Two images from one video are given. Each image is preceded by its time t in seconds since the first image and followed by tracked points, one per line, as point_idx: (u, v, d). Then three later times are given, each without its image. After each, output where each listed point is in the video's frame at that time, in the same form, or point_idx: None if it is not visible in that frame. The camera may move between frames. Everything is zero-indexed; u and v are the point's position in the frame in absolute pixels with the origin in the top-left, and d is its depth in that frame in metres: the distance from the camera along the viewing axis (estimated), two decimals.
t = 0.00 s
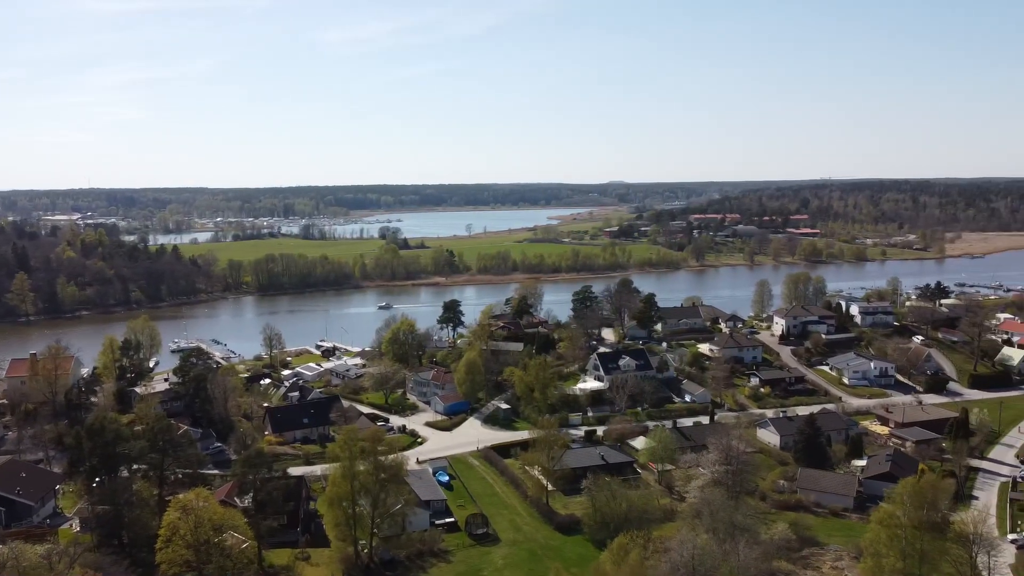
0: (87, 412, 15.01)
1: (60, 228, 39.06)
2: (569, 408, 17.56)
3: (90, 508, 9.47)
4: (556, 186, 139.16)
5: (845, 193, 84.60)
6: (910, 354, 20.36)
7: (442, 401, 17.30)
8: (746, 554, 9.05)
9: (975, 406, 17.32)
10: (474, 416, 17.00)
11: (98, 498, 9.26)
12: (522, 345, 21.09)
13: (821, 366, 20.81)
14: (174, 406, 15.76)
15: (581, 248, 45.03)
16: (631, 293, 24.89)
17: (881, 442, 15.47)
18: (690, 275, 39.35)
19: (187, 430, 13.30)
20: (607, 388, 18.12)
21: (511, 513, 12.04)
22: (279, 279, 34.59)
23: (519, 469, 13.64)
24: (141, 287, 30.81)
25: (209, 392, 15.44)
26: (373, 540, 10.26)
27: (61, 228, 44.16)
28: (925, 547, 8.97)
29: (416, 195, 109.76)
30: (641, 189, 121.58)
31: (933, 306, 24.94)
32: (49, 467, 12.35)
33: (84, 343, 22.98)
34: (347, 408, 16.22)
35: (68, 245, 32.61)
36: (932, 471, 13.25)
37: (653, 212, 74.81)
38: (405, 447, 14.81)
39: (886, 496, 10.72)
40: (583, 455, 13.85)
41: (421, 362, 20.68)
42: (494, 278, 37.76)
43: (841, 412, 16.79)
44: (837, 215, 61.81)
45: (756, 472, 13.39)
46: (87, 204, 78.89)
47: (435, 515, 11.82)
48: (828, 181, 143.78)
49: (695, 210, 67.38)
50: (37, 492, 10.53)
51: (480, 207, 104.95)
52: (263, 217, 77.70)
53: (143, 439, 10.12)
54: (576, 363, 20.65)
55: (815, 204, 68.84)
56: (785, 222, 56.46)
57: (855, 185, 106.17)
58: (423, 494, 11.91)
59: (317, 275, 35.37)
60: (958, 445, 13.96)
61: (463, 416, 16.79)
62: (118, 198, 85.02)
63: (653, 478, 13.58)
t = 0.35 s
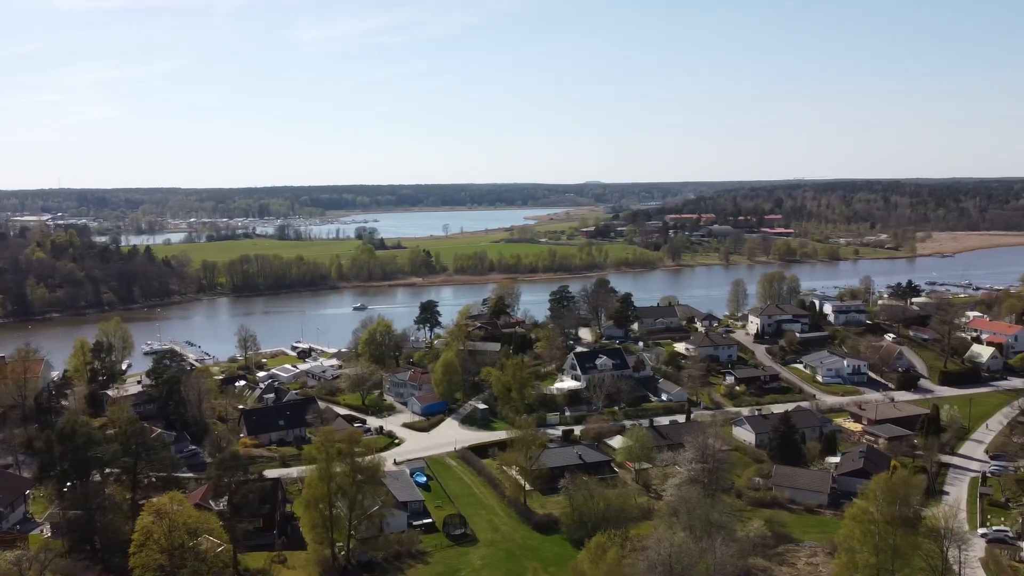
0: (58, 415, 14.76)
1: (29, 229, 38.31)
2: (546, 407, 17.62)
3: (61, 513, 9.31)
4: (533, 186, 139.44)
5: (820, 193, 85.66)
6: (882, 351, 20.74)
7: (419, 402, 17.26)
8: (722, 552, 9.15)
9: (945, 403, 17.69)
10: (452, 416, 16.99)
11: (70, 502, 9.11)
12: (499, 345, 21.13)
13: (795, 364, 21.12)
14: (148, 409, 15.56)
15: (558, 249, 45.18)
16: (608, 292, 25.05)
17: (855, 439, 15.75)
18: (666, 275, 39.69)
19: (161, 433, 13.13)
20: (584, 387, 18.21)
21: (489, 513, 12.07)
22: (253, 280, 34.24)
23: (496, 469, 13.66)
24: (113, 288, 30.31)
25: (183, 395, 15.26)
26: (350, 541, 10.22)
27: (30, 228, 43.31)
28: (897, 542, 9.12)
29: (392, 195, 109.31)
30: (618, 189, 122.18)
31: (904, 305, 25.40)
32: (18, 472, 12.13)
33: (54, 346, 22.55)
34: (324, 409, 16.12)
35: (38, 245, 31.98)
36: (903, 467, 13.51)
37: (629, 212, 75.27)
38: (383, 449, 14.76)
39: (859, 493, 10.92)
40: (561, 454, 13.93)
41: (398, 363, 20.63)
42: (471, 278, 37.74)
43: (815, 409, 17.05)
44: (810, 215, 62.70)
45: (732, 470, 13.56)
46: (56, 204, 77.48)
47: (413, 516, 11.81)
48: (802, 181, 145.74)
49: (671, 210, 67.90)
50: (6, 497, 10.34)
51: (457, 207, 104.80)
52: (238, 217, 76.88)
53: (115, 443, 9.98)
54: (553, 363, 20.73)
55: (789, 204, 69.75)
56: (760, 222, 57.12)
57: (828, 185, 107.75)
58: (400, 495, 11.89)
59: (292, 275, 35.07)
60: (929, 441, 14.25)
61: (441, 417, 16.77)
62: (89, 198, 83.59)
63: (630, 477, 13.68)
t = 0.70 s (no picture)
0: (27, 419, 14.50)
1: None
2: (524, 407, 17.67)
3: (30, 519, 9.17)
4: (509, 186, 139.49)
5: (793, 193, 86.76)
6: (854, 349, 21.09)
7: (396, 403, 17.21)
8: (698, 549, 9.26)
9: (915, 400, 18.05)
10: (429, 417, 16.97)
11: (40, 507, 8.98)
12: (476, 345, 21.15)
13: (769, 363, 21.40)
14: (120, 412, 15.35)
15: (535, 249, 45.27)
16: (585, 292, 25.20)
17: (828, 436, 16.02)
18: (643, 275, 39.96)
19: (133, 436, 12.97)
20: (562, 387, 18.30)
21: (467, 514, 12.08)
22: (228, 281, 33.86)
23: (474, 470, 13.68)
24: (83, 290, 29.82)
25: (156, 397, 15.09)
26: (327, 544, 10.17)
27: None
28: (870, 537, 9.25)
29: (368, 195, 108.71)
30: (594, 189, 122.72)
31: (875, 303, 25.84)
32: None
33: (23, 349, 22.13)
34: (300, 411, 16.01)
35: (5, 246, 31.34)
36: (875, 463, 13.77)
37: (605, 212, 75.64)
38: (359, 450, 14.71)
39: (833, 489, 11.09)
40: (538, 454, 13.98)
41: (374, 364, 20.56)
42: (448, 278, 37.68)
43: (789, 407, 17.30)
44: (784, 215, 63.50)
45: (708, 468, 13.72)
46: (23, 204, 75.95)
47: (390, 517, 11.80)
48: (775, 181, 147.45)
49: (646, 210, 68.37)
50: None
51: (433, 207, 104.52)
52: (211, 218, 75.96)
53: (87, 446, 9.84)
54: (530, 363, 20.80)
55: (762, 204, 70.59)
56: (734, 222, 57.74)
57: (802, 185, 109.16)
58: (377, 497, 11.86)
59: (267, 276, 34.76)
60: (901, 437, 14.56)
61: (418, 418, 16.76)
62: (57, 199, 82.01)
63: (607, 476, 13.78)
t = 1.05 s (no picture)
0: None
1: None
2: (502, 407, 17.70)
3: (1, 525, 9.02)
4: (487, 186, 139.40)
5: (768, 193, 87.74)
6: (829, 348, 21.41)
7: (374, 404, 17.15)
8: (675, 548, 9.35)
9: (889, 397, 18.37)
10: (407, 418, 16.93)
11: (11, 513, 8.83)
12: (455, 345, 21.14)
13: (745, 361, 21.65)
14: (92, 415, 15.12)
15: (513, 249, 45.32)
16: (563, 292, 25.30)
17: (803, 433, 16.25)
18: (620, 274, 40.18)
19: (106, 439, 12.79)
20: (540, 387, 18.35)
21: (446, 515, 12.08)
22: (203, 283, 33.48)
23: (452, 470, 13.67)
24: (55, 292, 29.34)
25: (129, 400, 14.89)
26: (304, 547, 10.11)
27: None
28: (845, 533, 9.36)
29: (345, 195, 108.03)
30: (572, 189, 123.16)
31: (849, 302, 26.23)
32: None
33: None
34: (276, 413, 15.88)
35: None
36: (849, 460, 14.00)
37: (583, 212, 75.93)
38: (337, 452, 14.64)
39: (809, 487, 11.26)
40: (517, 453, 14.03)
41: (352, 365, 20.47)
42: (426, 278, 37.59)
43: (765, 405, 17.53)
44: (759, 215, 64.17)
45: (685, 466, 13.86)
46: None
47: (368, 519, 11.77)
48: (751, 181, 148.84)
49: (623, 210, 68.77)
50: None
51: (411, 207, 104.16)
52: (185, 218, 75.01)
53: (59, 450, 9.68)
54: (509, 362, 20.83)
55: (738, 204, 71.32)
56: (710, 222, 58.25)
57: (777, 185, 110.39)
58: (355, 498, 11.81)
59: (243, 277, 34.42)
60: (874, 434, 14.81)
61: (396, 418, 16.72)
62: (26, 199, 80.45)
63: (585, 475, 13.86)
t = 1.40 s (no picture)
0: None
1: None
2: (481, 408, 17.71)
3: None
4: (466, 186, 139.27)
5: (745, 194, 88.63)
6: (804, 346, 21.70)
7: (352, 405, 17.07)
8: (653, 546, 9.44)
9: (862, 395, 18.67)
10: (386, 419, 16.88)
11: None
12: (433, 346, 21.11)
13: (722, 360, 21.88)
14: (65, 419, 14.90)
15: (491, 249, 45.38)
16: (541, 292, 25.38)
17: (779, 431, 16.47)
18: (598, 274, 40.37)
19: (79, 444, 12.62)
20: (519, 387, 18.39)
21: (425, 516, 12.07)
22: (178, 284, 33.09)
23: (431, 471, 13.67)
24: (26, 294, 28.83)
25: (103, 403, 14.70)
26: (281, 549, 10.05)
27: None
28: (821, 530, 9.48)
29: (322, 196, 107.33)
30: (550, 189, 123.46)
31: (824, 301, 26.60)
32: None
33: None
34: (253, 415, 15.75)
35: None
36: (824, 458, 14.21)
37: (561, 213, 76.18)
38: (315, 454, 14.56)
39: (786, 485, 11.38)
40: (496, 454, 14.06)
41: (330, 367, 20.37)
42: (404, 279, 37.48)
43: (742, 404, 17.72)
44: (736, 215, 64.82)
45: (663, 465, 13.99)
46: None
47: (346, 521, 11.74)
48: (728, 181, 150.23)
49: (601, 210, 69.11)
50: None
51: (389, 208, 103.75)
52: (159, 219, 74.04)
53: (30, 455, 9.55)
54: (487, 363, 20.85)
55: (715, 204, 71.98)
56: (687, 222, 58.72)
57: (754, 185, 111.51)
58: (334, 500, 11.77)
59: (219, 278, 34.06)
60: (849, 431, 15.03)
61: (374, 420, 16.66)
62: None
63: (563, 475, 13.91)
